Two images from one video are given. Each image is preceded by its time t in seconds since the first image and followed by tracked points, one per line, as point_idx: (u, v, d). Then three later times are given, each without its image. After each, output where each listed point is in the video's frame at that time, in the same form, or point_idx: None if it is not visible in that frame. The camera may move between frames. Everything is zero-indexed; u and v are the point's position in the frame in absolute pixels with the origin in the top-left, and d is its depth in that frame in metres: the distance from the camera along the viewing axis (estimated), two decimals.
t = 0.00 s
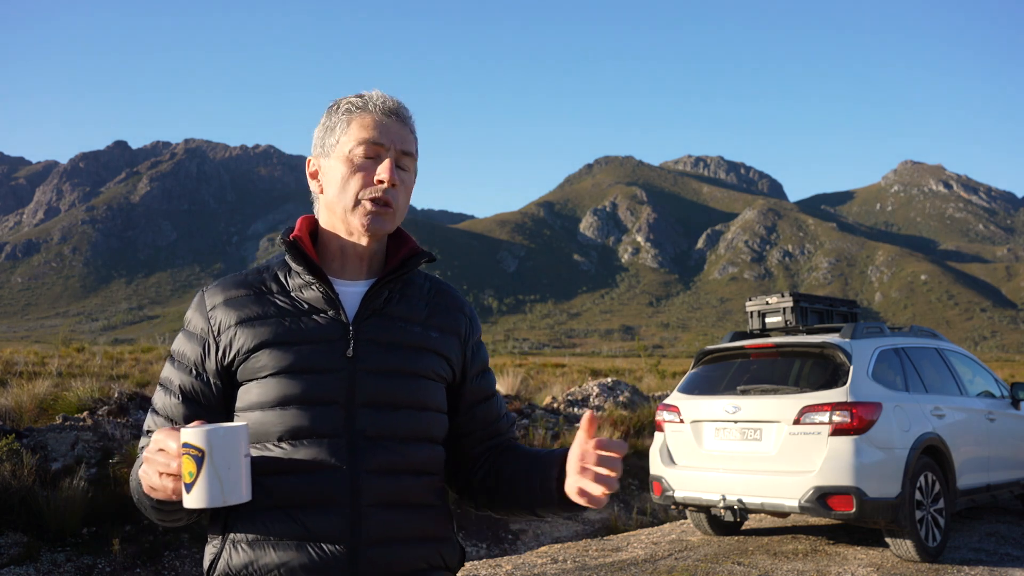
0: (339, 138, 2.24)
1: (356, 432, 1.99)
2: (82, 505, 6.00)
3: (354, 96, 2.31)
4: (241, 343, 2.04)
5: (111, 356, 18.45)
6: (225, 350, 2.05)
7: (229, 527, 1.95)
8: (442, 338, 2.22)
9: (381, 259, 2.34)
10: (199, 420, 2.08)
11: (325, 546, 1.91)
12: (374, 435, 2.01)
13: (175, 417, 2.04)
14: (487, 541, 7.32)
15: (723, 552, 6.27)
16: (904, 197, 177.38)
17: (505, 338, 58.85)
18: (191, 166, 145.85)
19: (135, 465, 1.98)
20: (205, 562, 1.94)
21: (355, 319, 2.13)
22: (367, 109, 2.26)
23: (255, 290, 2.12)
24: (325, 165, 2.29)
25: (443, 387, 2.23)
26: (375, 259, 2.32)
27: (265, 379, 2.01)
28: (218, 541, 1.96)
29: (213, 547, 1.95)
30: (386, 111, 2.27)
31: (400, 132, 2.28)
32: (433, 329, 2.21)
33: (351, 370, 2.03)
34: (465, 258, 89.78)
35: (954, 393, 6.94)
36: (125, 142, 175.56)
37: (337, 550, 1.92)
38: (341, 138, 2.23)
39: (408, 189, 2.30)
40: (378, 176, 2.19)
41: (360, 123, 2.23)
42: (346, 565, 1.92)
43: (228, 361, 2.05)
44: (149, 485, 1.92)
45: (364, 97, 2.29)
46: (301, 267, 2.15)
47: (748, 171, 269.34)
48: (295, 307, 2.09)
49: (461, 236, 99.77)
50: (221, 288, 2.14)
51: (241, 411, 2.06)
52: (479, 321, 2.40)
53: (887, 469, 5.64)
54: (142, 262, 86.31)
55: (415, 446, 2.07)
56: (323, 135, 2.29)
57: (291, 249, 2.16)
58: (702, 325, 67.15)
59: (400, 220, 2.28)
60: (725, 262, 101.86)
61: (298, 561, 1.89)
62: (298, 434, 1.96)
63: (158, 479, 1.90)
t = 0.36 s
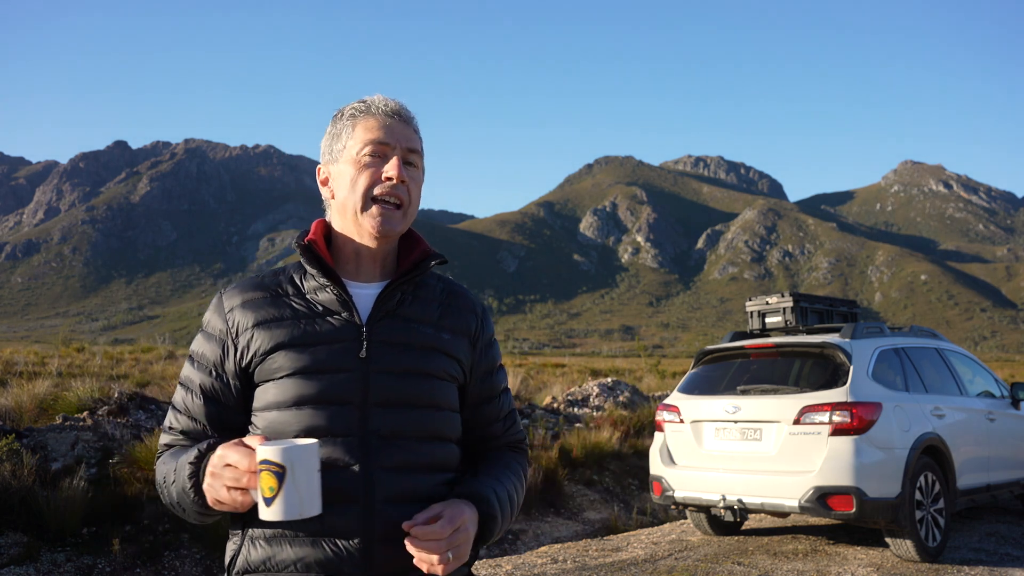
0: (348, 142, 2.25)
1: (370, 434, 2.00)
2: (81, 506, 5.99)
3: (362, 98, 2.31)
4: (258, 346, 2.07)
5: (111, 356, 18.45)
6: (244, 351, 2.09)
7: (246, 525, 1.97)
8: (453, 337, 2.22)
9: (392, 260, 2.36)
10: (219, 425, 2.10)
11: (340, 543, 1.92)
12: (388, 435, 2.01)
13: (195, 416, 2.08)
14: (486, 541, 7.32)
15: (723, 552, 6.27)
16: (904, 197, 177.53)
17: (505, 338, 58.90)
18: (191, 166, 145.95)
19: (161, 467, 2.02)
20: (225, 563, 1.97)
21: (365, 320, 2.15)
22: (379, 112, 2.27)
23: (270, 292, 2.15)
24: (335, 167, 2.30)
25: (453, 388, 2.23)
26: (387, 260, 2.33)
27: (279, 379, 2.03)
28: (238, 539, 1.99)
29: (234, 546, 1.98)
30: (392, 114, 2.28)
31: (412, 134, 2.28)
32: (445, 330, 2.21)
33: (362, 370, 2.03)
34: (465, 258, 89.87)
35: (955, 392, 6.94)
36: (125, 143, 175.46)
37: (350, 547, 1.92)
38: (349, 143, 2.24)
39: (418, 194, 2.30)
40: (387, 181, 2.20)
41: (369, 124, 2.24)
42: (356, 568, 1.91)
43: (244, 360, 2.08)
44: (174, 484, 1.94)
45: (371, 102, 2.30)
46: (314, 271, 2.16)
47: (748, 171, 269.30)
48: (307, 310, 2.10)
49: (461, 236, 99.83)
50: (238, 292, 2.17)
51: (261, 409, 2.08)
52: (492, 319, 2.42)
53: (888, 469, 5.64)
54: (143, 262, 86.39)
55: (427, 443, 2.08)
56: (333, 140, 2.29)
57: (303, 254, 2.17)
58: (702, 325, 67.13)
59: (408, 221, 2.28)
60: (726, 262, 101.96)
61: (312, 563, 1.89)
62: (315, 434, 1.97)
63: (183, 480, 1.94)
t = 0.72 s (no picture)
0: (354, 146, 2.25)
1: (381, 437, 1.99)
2: (81, 505, 5.99)
3: (368, 101, 2.30)
4: (276, 351, 2.09)
5: (111, 356, 18.46)
6: (263, 350, 2.12)
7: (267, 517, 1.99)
8: (465, 335, 2.20)
9: (404, 260, 2.36)
10: (244, 421, 2.15)
11: (353, 538, 1.92)
12: (397, 434, 2.02)
13: (222, 417, 2.13)
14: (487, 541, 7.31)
15: (723, 552, 6.28)
16: (905, 196, 177.58)
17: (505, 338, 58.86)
18: (191, 166, 145.97)
19: (186, 465, 2.07)
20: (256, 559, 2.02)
21: (378, 323, 2.15)
22: (385, 111, 2.25)
23: (287, 296, 2.17)
24: (342, 170, 2.30)
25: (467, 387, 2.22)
26: (399, 260, 2.33)
27: (296, 383, 2.06)
28: (259, 531, 2.04)
29: (258, 538, 2.04)
30: (397, 114, 2.26)
31: (415, 133, 2.26)
32: (457, 327, 2.19)
33: (373, 373, 2.03)
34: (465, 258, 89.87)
35: (955, 393, 6.94)
36: (125, 143, 175.44)
37: (361, 543, 1.91)
38: (354, 146, 2.24)
39: (424, 192, 2.29)
40: (393, 182, 2.18)
41: (374, 127, 2.23)
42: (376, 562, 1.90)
43: (260, 354, 2.11)
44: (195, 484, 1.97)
45: (377, 102, 2.29)
46: (327, 276, 2.16)
47: (748, 170, 269.21)
48: (322, 315, 2.12)
49: (462, 236, 99.85)
50: (255, 297, 2.19)
51: (277, 402, 2.10)
52: (506, 310, 2.40)
53: (888, 468, 5.64)
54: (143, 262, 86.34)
55: (435, 441, 2.07)
56: (341, 143, 2.29)
57: (315, 259, 2.17)
58: (703, 325, 67.09)
59: (418, 220, 2.26)
60: (725, 262, 101.99)
61: (330, 555, 1.93)
62: (330, 434, 2.00)
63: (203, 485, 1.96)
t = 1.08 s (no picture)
0: (362, 155, 2.24)
1: (380, 442, 2.00)
2: (82, 505, 5.98)
3: (378, 107, 2.28)
4: (280, 350, 2.11)
5: (111, 356, 18.44)
6: (267, 350, 2.13)
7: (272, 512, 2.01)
8: (466, 340, 2.19)
9: (409, 264, 2.36)
10: (247, 414, 2.16)
11: (350, 536, 1.94)
12: (395, 436, 2.02)
13: (229, 414, 2.15)
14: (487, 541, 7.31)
15: (723, 552, 6.27)
16: (905, 196, 177.62)
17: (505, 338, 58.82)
18: (191, 166, 145.87)
19: (192, 457, 2.09)
20: (265, 554, 2.04)
21: (382, 323, 2.16)
22: (396, 118, 2.23)
23: (294, 295, 2.20)
24: (352, 175, 2.28)
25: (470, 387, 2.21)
26: (405, 263, 2.33)
27: (299, 381, 2.08)
28: (262, 526, 2.06)
29: (260, 533, 2.06)
30: (407, 121, 2.24)
31: (424, 141, 2.24)
32: (458, 332, 2.18)
33: (372, 377, 2.05)
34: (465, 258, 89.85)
35: (955, 393, 6.94)
36: (125, 143, 175.28)
37: (361, 543, 1.92)
38: (363, 155, 2.24)
39: (431, 200, 2.28)
40: (398, 191, 2.18)
41: (383, 133, 2.20)
42: (376, 563, 1.91)
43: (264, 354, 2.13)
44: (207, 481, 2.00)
45: (387, 109, 2.27)
46: (333, 278, 2.17)
47: (748, 170, 269.15)
48: (327, 317, 2.14)
49: (461, 236, 99.82)
50: (263, 296, 2.20)
51: (282, 402, 2.12)
52: (508, 314, 2.39)
53: (888, 469, 5.63)
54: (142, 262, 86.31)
55: (437, 445, 2.07)
56: (350, 148, 2.28)
57: (319, 263, 2.16)
58: (703, 325, 67.09)
59: (425, 225, 2.25)
60: (725, 263, 102.04)
61: (327, 552, 1.94)
62: (330, 436, 2.02)
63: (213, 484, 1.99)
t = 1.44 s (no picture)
0: (347, 149, 2.25)
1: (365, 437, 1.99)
2: (82, 504, 5.98)
3: (365, 98, 2.28)
4: (266, 340, 2.10)
5: (111, 356, 18.45)
6: (251, 340, 2.12)
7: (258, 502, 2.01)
8: (450, 335, 2.20)
9: (395, 257, 2.35)
10: (225, 406, 2.14)
11: (333, 531, 1.93)
12: (376, 430, 2.03)
13: (209, 407, 2.13)
14: (487, 541, 7.30)
15: (721, 552, 6.27)
16: (905, 197, 177.72)
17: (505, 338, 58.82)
18: (192, 166, 145.99)
19: (166, 448, 2.05)
20: (243, 549, 2.02)
21: (366, 318, 2.16)
22: (382, 110, 2.23)
23: (279, 287, 2.18)
24: (336, 169, 2.29)
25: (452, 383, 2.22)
26: (390, 257, 2.33)
27: (278, 372, 2.07)
28: (245, 519, 2.04)
29: (239, 527, 2.05)
30: (392, 113, 2.24)
31: (409, 134, 2.26)
32: (441, 329, 2.19)
33: (356, 371, 2.04)
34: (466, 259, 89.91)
35: (955, 393, 6.94)
36: (125, 143, 175.19)
37: (342, 539, 1.92)
38: (347, 149, 2.24)
39: (412, 194, 2.26)
40: (376, 184, 2.18)
41: (368, 127, 2.22)
42: (358, 561, 1.93)
43: (242, 342, 2.11)
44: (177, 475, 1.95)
45: (372, 102, 2.27)
46: (317, 273, 2.18)
47: (748, 169, 269.30)
48: (312, 309, 2.13)
49: (461, 236, 99.83)
50: (244, 284, 2.18)
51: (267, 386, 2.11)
52: (491, 312, 2.41)
53: (886, 468, 5.63)
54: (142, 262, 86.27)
55: (422, 441, 2.07)
56: (336, 141, 2.29)
57: (305, 254, 2.16)
58: (703, 325, 67.04)
59: (409, 219, 2.25)
60: (726, 263, 102.07)
61: (306, 550, 1.94)
62: (313, 430, 2.01)
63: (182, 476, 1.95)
